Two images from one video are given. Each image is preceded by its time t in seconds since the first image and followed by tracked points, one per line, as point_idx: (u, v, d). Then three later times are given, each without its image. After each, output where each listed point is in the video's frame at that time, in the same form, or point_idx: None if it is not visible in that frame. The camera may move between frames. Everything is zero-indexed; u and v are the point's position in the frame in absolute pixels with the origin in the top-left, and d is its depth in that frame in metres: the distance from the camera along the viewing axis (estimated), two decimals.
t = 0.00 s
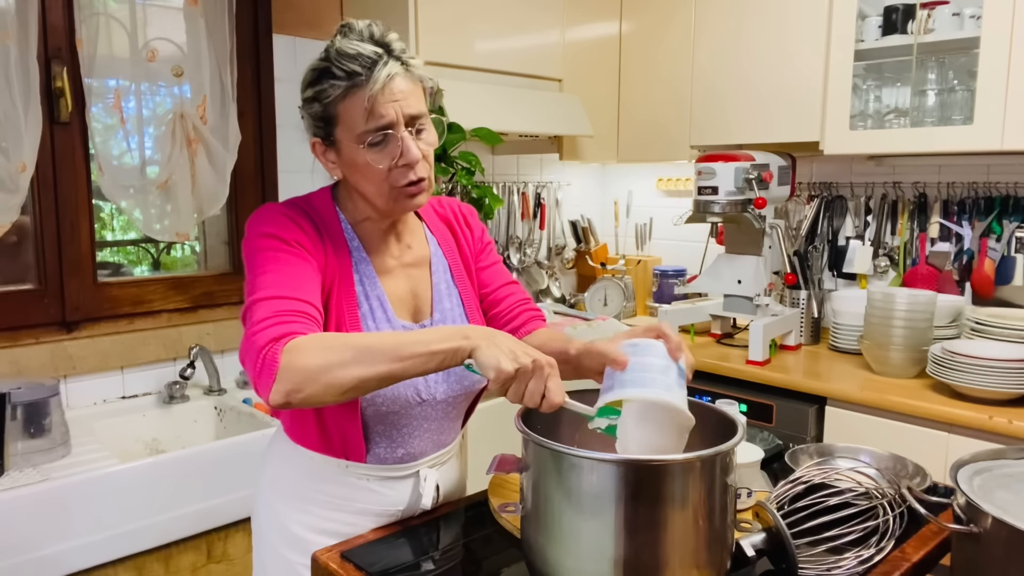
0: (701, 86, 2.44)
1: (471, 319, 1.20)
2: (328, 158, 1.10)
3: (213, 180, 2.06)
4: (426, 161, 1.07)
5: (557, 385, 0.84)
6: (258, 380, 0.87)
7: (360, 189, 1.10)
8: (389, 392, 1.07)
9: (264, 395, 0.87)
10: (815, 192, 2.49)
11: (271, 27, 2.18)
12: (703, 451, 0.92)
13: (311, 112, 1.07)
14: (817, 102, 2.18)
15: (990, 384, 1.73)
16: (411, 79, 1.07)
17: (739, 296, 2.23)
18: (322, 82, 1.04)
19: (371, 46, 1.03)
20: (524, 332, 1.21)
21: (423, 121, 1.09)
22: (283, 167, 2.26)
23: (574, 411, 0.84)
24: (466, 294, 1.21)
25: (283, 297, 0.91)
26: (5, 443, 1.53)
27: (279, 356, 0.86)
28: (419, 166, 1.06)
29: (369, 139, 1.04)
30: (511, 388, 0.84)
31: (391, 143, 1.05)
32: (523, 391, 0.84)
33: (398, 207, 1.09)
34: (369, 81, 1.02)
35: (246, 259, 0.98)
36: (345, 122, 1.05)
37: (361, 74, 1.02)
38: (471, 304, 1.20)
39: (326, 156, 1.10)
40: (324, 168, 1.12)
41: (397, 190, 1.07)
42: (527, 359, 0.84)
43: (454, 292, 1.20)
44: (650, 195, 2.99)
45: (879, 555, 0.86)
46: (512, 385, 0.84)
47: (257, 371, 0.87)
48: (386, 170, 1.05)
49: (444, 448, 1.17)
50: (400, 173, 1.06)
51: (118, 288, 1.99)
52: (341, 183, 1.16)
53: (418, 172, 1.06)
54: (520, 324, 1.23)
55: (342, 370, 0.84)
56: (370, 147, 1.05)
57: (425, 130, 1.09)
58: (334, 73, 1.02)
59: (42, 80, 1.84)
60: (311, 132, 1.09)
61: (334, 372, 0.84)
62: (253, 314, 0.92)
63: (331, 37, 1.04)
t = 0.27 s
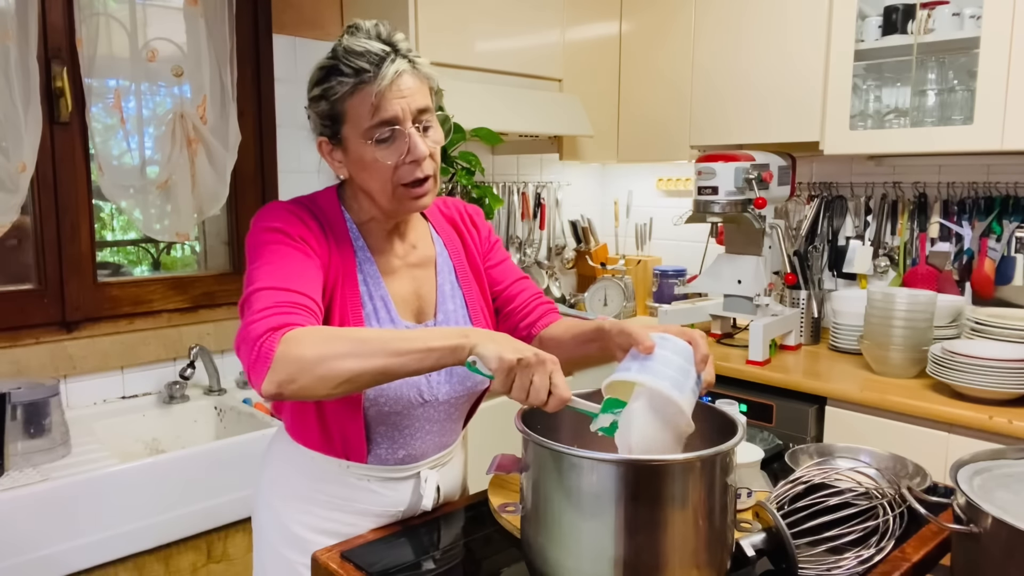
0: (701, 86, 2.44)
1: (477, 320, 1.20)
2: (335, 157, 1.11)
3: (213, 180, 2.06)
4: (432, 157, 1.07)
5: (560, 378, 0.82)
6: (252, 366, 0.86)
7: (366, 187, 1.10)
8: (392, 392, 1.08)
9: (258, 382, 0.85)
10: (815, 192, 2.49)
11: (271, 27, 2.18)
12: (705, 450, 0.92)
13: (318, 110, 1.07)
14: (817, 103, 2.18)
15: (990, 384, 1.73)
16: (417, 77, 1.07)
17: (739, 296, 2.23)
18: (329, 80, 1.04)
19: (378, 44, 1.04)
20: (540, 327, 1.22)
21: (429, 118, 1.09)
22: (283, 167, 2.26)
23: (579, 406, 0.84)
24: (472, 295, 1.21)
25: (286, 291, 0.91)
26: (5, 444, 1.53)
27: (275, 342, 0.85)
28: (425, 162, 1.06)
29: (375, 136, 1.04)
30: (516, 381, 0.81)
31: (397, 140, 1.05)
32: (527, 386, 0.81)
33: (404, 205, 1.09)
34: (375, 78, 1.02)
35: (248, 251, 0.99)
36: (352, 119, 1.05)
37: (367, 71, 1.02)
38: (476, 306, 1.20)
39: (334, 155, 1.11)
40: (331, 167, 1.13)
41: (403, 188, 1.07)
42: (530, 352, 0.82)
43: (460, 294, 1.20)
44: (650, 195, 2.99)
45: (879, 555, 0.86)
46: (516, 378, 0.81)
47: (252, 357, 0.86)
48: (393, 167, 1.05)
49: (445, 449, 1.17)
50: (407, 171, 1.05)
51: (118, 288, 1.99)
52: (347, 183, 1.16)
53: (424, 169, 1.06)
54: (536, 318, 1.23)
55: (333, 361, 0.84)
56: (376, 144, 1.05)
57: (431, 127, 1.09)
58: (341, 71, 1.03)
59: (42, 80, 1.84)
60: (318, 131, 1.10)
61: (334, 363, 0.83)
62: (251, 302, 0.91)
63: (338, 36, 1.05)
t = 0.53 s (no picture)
0: (701, 86, 2.44)
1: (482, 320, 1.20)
2: (340, 157, 1.11)
3: (213, 180, 2.06)
4: (437, 160, 1.07)
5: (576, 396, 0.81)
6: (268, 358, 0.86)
7: (371, 188, 1.10)
8: (396, 391, 1.07)
9: (274, 373, 0.86)
10: (815, 192, 2.49)
11: (271, 27, 2.18)
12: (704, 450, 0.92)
13: (325, 110, 1.07)
14: (817, 103, 2.18)
15: (990, 384, 1.73)
16: (424, 80, 1.07)
17: (739, 296, 2.22)
18: (336, 80, 1.04)
19: (386, 46, 1.04)
20: (544, 326, 1.21)
21: (435, 121, 1.09)
22: (283, 167, 2.26)
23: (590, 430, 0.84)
24: (476, 294, 1.21)
25: (302, 284, 0.92)
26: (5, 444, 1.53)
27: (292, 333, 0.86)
28: (430, 165, 1.06)
29: (381, 137, 1.04)
30: (531, 396, 0.80)
31: (403, 142, 1.05)
32: (541, 401, 0.81)
33: (409, 207, 1.09)
34: (383, 80, 1.02)
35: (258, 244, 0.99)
36: (358, 121, 1.05)
37: (375, 73, 1.02)
38: (481, 305, 1.20)
39: (339, 155, 1.10)
40: (336, 166, 1.13)
41: (407, 190, 1.07)
42: (548, 368, 0.80)
43: (464, 293, 1.20)
44: (650, 195, 2.99)
45: (879, 555, 0.86)
46: (533, 391, 0.80)
47: (269, 347, 0.87)
48: (397, 168, 1.05)
49: (446, 448, 1.17)
50: (411, 173, 1.06)
51: (118, 288, 1.99)
52: (352, 183, 1.16)
53: (429, 172, 1.06)
54: (541, 317, 1.23)
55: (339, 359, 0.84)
56: (382, 146, 1.05)
57: (437, 130, 1.09)
58: (349, 72, 1.02)
59: (42, 80, 1.84)
60: (324, 130, 1.10)
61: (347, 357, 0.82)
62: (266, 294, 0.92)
63: (346, 37, 1.05)
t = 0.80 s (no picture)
0: (701, 87, 2.44)
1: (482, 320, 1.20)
2: (346, 154, 1.11)
3: (213, 180, 2.06)
4: (443, 163, 1.07)
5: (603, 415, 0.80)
6: (305, 332, 0.84)
7: (375, 187, 1.10)
8: (398, 390, 1.07)
9: (312, 347, 0.84)
10: (815, 192, 2.49)
11: (271, 27, 2.18)
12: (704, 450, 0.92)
13: (332, 108, 1.07)
14: (817, 103, 2.18)
15: (991, 384, 1.73)
16: (432, 82, 1.07)
17: (739, 296, 2.22)
18: (344, 79, 1.04)
19: (396, 47, 1.04)
20: (547, 326, 1.18)
21: (442, 124, 1.09)
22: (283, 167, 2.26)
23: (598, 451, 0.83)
24: (477, 293, 1.21)
25: (325, 267, 0.92)
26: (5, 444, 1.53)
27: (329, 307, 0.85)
28: (436, 167, 1.06)
29: (388, 138, 1.04)
30: (562, 400, 0.79)
31: (409, 143, 1.05)
32: (569, 408, 0.80)
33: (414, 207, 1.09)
34: (392, 81, 1.02)
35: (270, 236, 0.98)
36: (365, 120, 1.05)
37: (384, 73, 1.02)
38: (482, 304, 1.20)
39: (346, 152, 1.10)
40: (341, 164, 1.13)
41: (412, 190, 1.07)
42: (586, 379, 0.79)
43: (465, 293, 1.20)
44: (650, 195, 2.99)
45: (879, 555, 0.86)
46: (567, 394, 0.79)
47: (305, 322, 0.85)
48: (404, 169, 1.05)
49: (447, 449, 1.17)
50: (417, 174, 1.06)
51: (118, 288, 1.99)
52: (357, 180, 1.16)
53: (435, 174, 1.06)
54: (543, 315, 1.20)
55: (342, 358, 0.84)
56: (389, 147, 1.05)
57: (444, 133, 1.09)
58: (357, 72, 1.02)
59: (42, 80, 1.84)
60: (331, 127, 1.10)
61: (379, 347, 0.82)
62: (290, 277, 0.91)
63: (356, 36, 1.05)
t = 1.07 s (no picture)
0: (701, 87, 2.44)
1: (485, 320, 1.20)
2: (345, 154, 1.11)
3: (213, 180, 2.06)
4: (442, 162, 1.07)
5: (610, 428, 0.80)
6: (320, 329, 0.84)
7: (375, 187, 1.10)
8: (399, 390, 1.07)
9: (328, 344, 0.84)
10: (815, 192, 2.49)
11: (271, 27, 2.18)
12: (704, 450, 0.92)
13: (331, 108, 1.07)
14: (817, 103, 2.18)
15: (991, 384, 1.73)
16: (431, 82, 1.07)
17: (739, 296, 2.22)
18: (343, 79, 1.04)
19: (394, 47, 1.04)
20: (549, 327, 1.19)
21: (441, 123, 1.09)
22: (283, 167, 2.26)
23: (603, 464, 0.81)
24: (480, 293, 1.21)
25: (333, 263, 0.92)
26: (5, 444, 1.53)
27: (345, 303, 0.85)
28: (435, 167, 1.06)
29: (387, 138, 1.04)
30: (569, 413, 0.79)
31: (408, 144, 1.05)
32: (576, 420, 0.80)
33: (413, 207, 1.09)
34: (390, 81, 1.02)
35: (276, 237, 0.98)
36: (364, 120, 1.05)
37: (382, 74, 1.02)
38: (484, 305, 1.20)
39: (345, 151, 1.11)
40: (341, 163, 1.13)
41: (411, 190, 1.07)
42: (598, 395, 0.78)
43: (468, 293, 1.20)
44: (650, 195, 2.99)
45: (879, 555, 0.86)
46: (573, 408, 0.79)
47: (320, 320, 0.85)
48: (402, 169, 1.05)
49: (448, 449, 1.17)
50: (416, 174, 1.06)
51: (118, 288, 1.99)
52: (357, 179, 1.16)
53: (433, 175, 1.06)
54: (545, 317, 1.21)
55: (343, 358, 0.84)
56: (387, 147, 1.05)
57: (443, 132, 1.09)
58: (356, 72, 1.02)
59: (42, 80, 1.84)
60: (330, 127, 1.10)
61: (392, 346, 0.82)
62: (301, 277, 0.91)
63: (355, 36, 1.05)
